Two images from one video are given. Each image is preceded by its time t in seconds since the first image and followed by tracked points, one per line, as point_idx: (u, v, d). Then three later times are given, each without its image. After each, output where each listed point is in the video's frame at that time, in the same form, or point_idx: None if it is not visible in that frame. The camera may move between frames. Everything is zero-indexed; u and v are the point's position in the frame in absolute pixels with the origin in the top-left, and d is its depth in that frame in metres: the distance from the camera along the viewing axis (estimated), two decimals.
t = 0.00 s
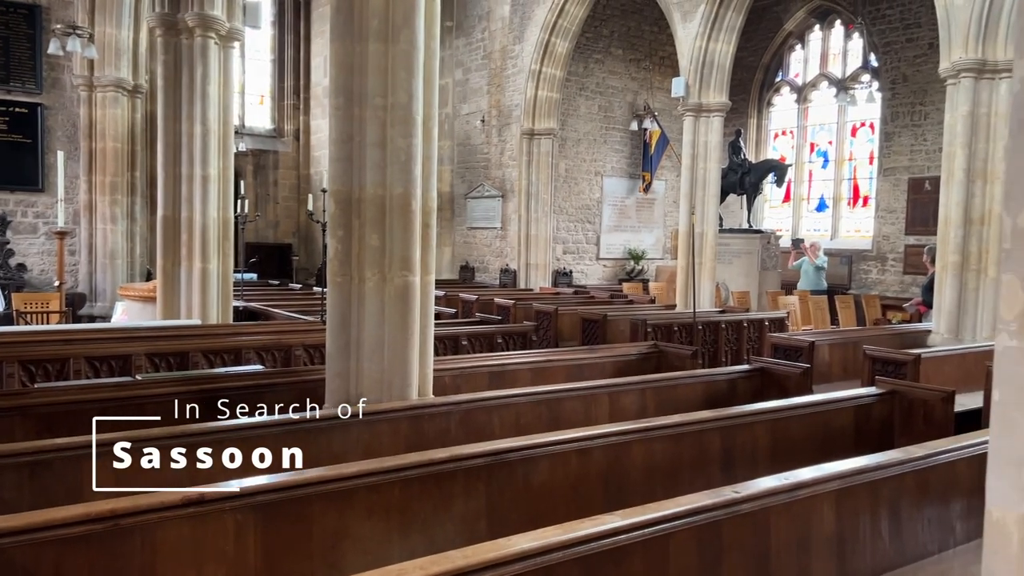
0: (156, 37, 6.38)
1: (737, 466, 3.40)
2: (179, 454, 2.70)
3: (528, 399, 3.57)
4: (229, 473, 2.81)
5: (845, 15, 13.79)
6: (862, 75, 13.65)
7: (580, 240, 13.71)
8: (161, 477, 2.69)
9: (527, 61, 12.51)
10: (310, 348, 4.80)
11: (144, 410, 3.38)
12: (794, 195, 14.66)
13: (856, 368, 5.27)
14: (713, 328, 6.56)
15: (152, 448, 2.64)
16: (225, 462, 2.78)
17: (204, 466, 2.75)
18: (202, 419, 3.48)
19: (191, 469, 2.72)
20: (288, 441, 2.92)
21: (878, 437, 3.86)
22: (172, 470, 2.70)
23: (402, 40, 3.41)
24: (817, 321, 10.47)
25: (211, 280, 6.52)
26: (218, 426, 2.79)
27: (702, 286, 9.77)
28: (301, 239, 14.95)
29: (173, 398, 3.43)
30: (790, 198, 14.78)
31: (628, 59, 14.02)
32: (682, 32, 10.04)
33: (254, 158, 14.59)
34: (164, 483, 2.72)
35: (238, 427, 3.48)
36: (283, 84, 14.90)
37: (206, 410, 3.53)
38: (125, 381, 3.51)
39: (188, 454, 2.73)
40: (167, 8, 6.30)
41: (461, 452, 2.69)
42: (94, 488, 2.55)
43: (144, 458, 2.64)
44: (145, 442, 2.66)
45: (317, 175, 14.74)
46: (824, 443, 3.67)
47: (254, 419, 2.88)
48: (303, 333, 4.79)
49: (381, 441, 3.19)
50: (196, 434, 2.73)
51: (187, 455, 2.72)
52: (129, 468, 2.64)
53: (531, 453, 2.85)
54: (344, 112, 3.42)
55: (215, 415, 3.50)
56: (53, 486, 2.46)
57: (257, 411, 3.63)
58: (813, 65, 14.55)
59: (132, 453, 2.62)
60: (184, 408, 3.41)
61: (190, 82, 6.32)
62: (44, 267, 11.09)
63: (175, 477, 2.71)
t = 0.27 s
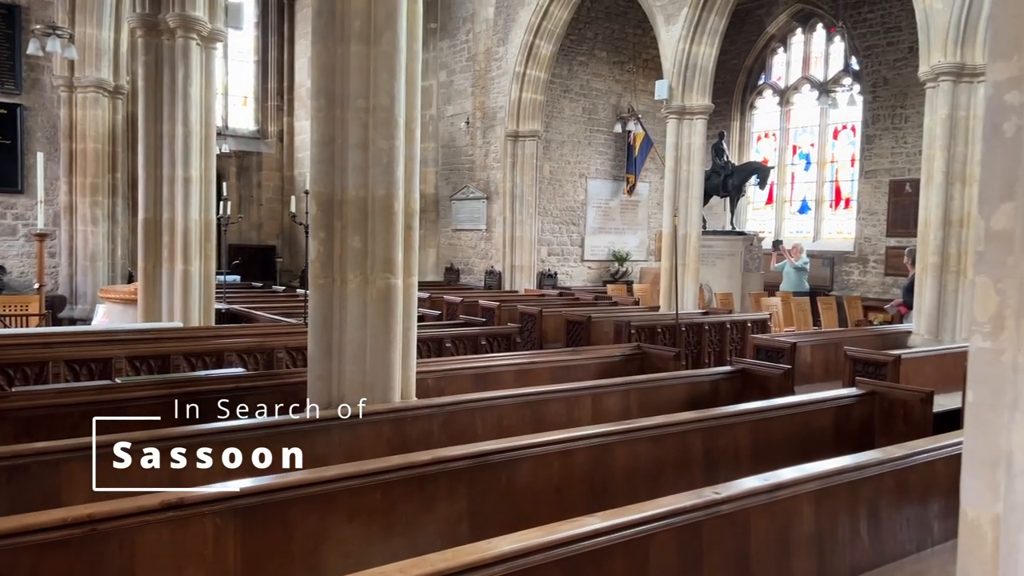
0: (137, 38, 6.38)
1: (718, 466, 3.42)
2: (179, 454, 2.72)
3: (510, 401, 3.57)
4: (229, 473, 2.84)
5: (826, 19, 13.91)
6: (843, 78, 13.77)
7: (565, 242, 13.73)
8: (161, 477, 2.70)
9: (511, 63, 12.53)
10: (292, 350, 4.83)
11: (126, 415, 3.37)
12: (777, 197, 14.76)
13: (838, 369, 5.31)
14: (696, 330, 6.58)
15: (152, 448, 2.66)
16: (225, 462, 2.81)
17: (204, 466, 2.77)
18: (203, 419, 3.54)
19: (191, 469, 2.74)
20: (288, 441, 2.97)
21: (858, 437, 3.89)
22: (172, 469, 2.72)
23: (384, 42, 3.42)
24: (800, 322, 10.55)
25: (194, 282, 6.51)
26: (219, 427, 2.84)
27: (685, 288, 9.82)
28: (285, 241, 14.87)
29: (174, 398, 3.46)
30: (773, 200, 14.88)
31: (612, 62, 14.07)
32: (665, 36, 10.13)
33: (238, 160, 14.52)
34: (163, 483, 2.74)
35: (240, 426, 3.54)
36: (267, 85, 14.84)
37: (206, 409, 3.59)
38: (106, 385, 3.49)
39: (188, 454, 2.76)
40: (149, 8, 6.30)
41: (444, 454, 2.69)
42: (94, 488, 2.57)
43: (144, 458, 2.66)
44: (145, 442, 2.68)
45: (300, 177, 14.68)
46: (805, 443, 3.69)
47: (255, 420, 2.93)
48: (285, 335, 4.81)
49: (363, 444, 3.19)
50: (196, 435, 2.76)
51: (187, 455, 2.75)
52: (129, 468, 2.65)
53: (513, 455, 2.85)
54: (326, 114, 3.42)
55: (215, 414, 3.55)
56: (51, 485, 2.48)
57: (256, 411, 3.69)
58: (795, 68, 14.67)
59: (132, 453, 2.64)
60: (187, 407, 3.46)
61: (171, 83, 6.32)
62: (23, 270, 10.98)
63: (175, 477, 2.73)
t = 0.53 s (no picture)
0: (117, 39, 6.38)
1: (699, 467, 3.44)
2: (179, 454, 2.74)
3: (492, 403, 3.57)
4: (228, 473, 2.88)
5: (808, 23, 14.03)
6: (824, 81, 13.87)
7: (549, 244, 13.75)
8: (161, 477, 2.72)
9: (495, 65, 12.54)
10: (274, 354, 4.83)
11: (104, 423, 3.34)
12: (759, 200, 14.85)
13: (819, 370, 5.35)
14: (679, 331, 6.60)
15: (152, 448, 2.68)
16: (226, 462, 2.84)
17: (204, 466, 2.80)
18: (203, 419, 3.58)
19: (191, 469, 2.76)
20: (287, 442, 3.01)
21: (838, 438, 3.92)
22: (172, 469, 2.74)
23: (366, 45, 3.43)
24: (782, 324, 10.62)
25: (174, 284, 6.51)
26: (217, 428, 2.87)
27: (668, 290, 9.86)
28: (268, 243, 14.82)
29: (174, 398, 3.51)
30: (755, 203, 14.96)
31: (596, 64, 14.11)
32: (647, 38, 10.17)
33: (220, 162, 14.45)
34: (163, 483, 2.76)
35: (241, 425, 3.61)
36: (249, 87, 14.79)
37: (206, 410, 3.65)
38: (84, 390, 3.45)
39: (188, 454, 2.78)
40: (129, 10, 6.30)
41: (425, 457, 2.68)
42: (94, 488, 2.59)
43: (144, 458, 2.68)
44: (144, 443, 2.70)
45: (283, 179, 14.63)
46: (786, 444, 3.72)
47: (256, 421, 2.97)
48: (266, 339, 4.81)
49: (344, 448, 3.19)
50: (197, 435, 2.78)
51: (187, 455, 2.77)
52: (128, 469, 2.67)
53: (495, 458, 2.85)
54: (307, 117, 3.42)
55: (216, 414, 3.62)
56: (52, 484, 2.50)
57: (255, 410, 3.77)
58: (776, 71, 14.76)
59: (132, 453, 2.65)
60: (189, 406, 3.51)
61: (152, 86, 6.32)
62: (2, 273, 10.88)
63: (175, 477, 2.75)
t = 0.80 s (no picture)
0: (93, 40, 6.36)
1: (679, 468, 3.46)
2: (179, 454, 2.80)
3: (473, 406, 3.57)
4: (228, 473, 2.94)
5: (787, 26, 14.15)
6: (804, 84, 13.99)
7: (532, 246, 13.77)
8: (161, 477, 2.77)
9: (476, 67, 12.54)
10: (254, 357, 4.75)
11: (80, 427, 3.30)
12: (740, 201, 14.94)
13: (799, 370, 5.39)
14: (660, 333, 6.62)
15: (152, 448, 2.73)
16: (226, 462, 2.90)
17: (203, 465, 2.85)
18: (203, 419, 3.62)
19: (191, 469, 2.82)
20: (287, 442, 3.05)
21: (816, 438, 3.96)
22: (172, 469, 2.79)
23: (344, 46, 3.52)
24: (762, 324, 10.70)
25: (153, 287, 6.47)
26: (216, 429, 2.92)
27: (650, 291, 9.91)
28: (249, 245, 14.73)
29: (173, 398, 3.56)
30: (736, 204, 15.05)
31: (577, 67, 14.15)
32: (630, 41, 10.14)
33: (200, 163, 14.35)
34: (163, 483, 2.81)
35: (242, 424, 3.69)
36: (230, 88, 14.70)
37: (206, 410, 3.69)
38: (59, 394, 3.42)
39: (188, 454, 2.83)
40: (105, 10, 6.28)
41: (405, 460, 2.68)
42: (95, 488, 2.62)
43: (144, 458, 2.72)
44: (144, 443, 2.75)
45: (264, 180, 14.55)
46: (765, 444, 3.74)
47: (257, 422, 3.03)
48: (246, 342, 4.73)
49: (323, 451, 3.19)
50: (196, 436, 2.83)
51: (187, 455, 2.82)
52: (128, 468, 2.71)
53: (475, 461, 2.84)
54: (286, 119, 3.54)
55: (216, 414, 3.68)
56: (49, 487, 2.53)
57: (254, 410, 3.86)
58: (756, 74, 14.88)
59: (132, 453, 2.70)
60: (189, 406, 3.57)
61: (128, 87, 6.31)
62: None
63: (175, 477, 2.81)
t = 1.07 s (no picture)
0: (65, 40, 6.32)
1: (656, 468, 3.48)
2: (179, 454, 2.83)
3: (450, 408, 3.56)
4: (228, 473, 2.97)
5: (763, 28, 14.28)
6: (780, 86, 14.13)
7: (511, 247, 13.77)
8: (160, 477, 2.79)
9: (455, 68, 12.52)
10: (229, 359, 4.73)
11: (51, 431, 3.28)
12: (717, 202, 15.04)
13: (775, 370, 5.45)
14: (638, 333, 6.65)
15: (151, 448, 2.76)
16: (226, 462, 2.94)
17: (204, 465, 2.89)
18: (204, 418, 3.77)
19: (191, 468, 2.85)
20: (287, 442, 3.11)
21: (791, 437, 3.99)
22: (172, 469, 2.82)
23: (319, 47, 3.61)
24: (740, 325, 10.78)
25: (126, 289, 6.41)
26: (215, 430, 2.96)
27: (629, 292, 9.95)
28: (226, 247, 14.61)
29: (174, 398, 3.66)
30: (714, 206, 15.15)
31: (556, 68, 14.18)
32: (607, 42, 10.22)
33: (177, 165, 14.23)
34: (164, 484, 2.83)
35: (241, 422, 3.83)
36: (206, 89, 14.59)
37: (204, 410, 3.83)
38: (30, 398, 3.37)
39: (188, 454, 2.86)
40: (77, 10, 6.26)
41: (379, 463, 2.66)
42: (95, 488, 2.64)
43: (144, 458, 2.75)
44: (144, 444, 2.78)
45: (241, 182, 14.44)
46: (740, 445, 3.77)
47: (257, 422, 3.08)
48: (221, 345, 4.71)
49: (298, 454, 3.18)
50: (195, 436, 2.87)
51: (187, 455, 2.85)
52: (129, 468, 2.74)
53: (451, 463, 2.83)
54: (260, 120, 3.63)
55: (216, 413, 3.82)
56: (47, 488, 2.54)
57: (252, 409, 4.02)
58: (733, 76, 14.99)
59: (131, 453, 2.73)
60: (190, 405, 3.70)
61: (101, 88, 6.28)
62: None
63: (175, 477, 2.83)
